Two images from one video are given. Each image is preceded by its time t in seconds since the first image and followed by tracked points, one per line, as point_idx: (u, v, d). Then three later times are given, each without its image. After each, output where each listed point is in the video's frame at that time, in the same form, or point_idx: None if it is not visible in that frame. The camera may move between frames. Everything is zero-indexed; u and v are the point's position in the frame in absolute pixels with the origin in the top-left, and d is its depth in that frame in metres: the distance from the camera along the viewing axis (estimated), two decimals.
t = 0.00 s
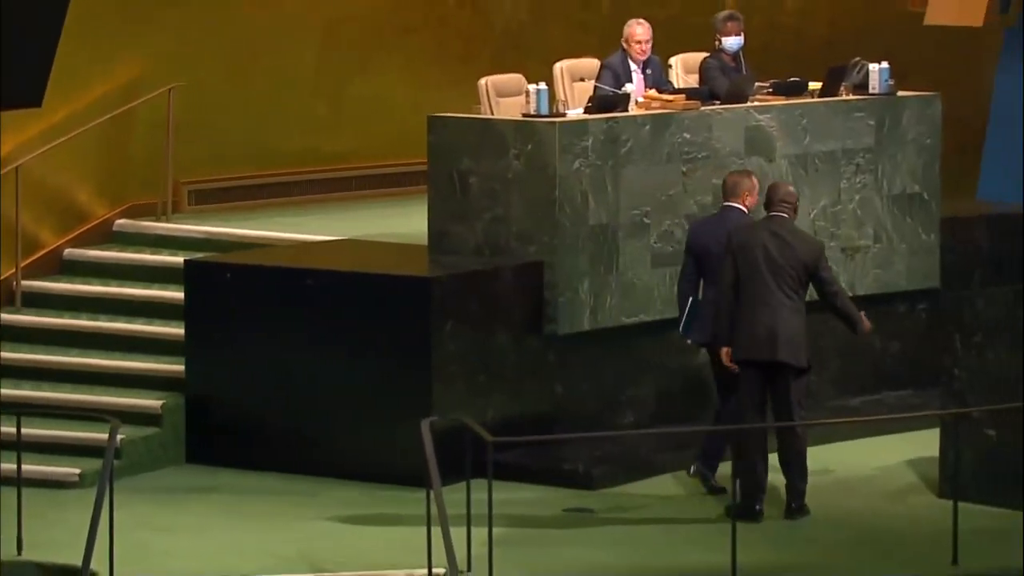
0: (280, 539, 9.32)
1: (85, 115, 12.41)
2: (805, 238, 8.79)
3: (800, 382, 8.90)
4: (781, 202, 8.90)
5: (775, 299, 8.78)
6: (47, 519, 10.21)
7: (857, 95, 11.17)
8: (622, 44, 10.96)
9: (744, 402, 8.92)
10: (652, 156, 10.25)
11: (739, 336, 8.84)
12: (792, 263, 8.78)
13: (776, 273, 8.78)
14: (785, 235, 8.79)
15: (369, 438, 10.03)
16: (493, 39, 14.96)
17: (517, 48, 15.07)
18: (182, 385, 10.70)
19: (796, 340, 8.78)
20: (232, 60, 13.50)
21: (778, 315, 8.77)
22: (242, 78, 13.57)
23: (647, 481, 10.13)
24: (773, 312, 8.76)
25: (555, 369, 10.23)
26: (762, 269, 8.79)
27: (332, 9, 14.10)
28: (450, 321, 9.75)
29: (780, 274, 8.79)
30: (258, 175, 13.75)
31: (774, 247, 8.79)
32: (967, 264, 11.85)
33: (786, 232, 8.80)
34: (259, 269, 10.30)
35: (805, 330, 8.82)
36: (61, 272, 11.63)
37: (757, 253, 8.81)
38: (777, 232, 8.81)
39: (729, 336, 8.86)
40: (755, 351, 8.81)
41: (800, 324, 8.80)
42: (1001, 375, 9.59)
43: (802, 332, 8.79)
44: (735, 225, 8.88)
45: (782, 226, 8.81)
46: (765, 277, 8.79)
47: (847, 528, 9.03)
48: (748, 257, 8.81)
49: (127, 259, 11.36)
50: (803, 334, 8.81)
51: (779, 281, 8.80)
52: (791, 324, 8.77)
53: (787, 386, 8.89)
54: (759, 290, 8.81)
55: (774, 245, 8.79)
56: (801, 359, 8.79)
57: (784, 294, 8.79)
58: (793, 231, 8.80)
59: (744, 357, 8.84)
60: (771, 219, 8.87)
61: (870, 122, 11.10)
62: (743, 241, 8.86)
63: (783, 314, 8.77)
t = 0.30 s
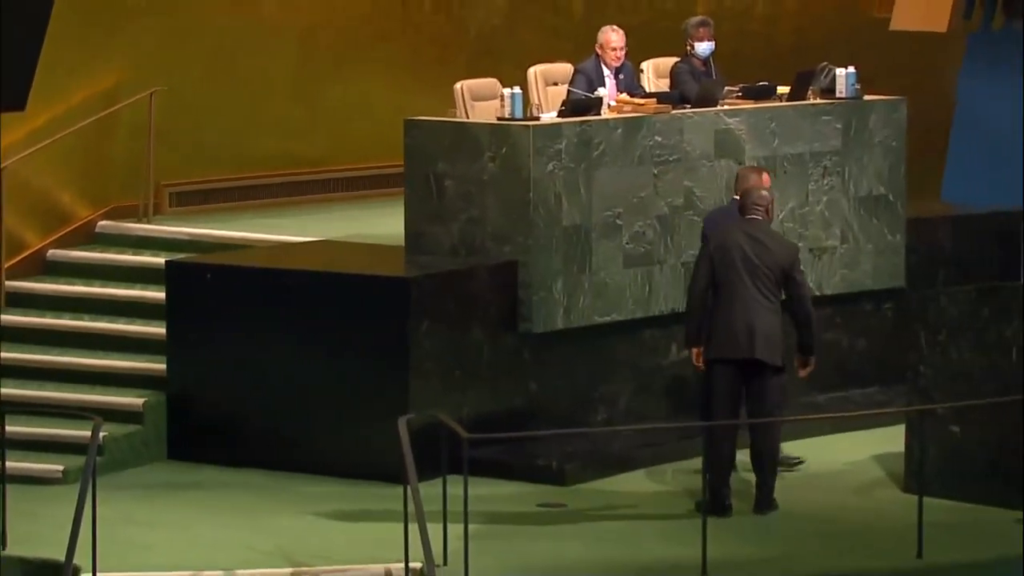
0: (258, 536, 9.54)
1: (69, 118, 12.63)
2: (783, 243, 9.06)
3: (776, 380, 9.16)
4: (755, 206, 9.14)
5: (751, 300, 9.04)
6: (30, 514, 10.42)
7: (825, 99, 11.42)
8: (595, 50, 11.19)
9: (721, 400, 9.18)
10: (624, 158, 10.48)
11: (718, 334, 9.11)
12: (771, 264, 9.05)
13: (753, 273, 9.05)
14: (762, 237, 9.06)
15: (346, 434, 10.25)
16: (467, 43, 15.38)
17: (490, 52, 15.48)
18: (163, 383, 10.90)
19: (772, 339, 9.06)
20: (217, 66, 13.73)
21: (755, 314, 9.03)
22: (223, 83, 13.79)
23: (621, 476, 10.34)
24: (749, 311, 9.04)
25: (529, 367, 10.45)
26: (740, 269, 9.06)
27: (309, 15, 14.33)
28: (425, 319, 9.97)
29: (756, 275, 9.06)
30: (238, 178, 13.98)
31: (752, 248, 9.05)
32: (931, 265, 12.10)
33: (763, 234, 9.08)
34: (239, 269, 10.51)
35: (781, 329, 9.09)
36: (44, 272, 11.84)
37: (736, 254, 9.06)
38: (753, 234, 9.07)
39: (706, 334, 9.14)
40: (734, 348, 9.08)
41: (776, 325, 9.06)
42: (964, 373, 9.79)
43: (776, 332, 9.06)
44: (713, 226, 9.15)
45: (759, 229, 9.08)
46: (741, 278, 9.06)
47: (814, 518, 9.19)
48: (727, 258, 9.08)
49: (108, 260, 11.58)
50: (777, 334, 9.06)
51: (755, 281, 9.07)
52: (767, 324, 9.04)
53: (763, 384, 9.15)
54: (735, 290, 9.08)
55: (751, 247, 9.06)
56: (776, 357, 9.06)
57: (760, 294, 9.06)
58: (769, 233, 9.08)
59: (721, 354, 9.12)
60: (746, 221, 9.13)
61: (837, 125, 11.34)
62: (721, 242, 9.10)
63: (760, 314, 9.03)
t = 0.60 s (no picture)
0: (245, 532, 9.75)
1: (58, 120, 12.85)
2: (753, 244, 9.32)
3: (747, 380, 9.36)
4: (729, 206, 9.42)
5: (722, 301, 9.28)
6: (22, 509, 10.62)
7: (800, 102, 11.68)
8: (577, 55, 11.41)
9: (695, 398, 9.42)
10: (604, 161, 10.71)
11: (688, 335, 9.34)
12: (742, 265, 9.31)
13: (724, 275, 9.30)
14: (735, 240, 9.30)
15: (332, 432, 10.47)
16: (450, 47, 15.74)
17: (472, 57, 15.81)
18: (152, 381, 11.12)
19: (741, 341, 9.29)
20: (205, 70, 13.96)
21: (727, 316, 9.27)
22: (211, 86, 14.03)
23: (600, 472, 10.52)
24: (719, 311, 9.27)
25: (510, 365, 10.67)
26: (713, 271, 9.30)
27: (296, 19, 14.58)
28: (409, 319, 10.18)
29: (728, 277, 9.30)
30: (225, 180, 14.22)
31: (725, 250, 9.30)
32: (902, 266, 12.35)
33: (735, 236, 9.32)
34: (226, 270, 10.73)
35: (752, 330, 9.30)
36: (35, 273, 12.05)
37: (710, 255, 9.31)
38: (723, 235, 9.31)
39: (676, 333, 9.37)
40: (703, 349, 9.30)
41: (744, 327, 9.30)
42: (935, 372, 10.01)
43: (745, 334, 9.29)
44: (686, 229, 9.40)
45: (730, 231, 9.33)
46: (713, 280, 9.30)
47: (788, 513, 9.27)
48: (700, 260, 9.32)
49: (98, 260, 11.80)
50: (747, 336, 9.30)
51: (725, 281, 9.31)
52: (737, 325, 9.27)
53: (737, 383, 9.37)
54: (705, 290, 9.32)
55: (720, 247, 9.30)
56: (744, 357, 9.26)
57: (730, 295, 9.30)
58: (742, 235, 9.33)
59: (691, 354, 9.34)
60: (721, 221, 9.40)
61: (812, 128, 11.61)
62: (694, 242, 9.36)
63: (732, 315, 9.27)
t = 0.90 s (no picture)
0: (232, 527, 9.94)
1: (48, 123, 13.07)
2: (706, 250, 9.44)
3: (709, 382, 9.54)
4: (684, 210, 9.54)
5: (677, 307, 9.44)
6: (13, 506, 10.83)
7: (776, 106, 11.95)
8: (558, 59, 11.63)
9: (656, 399, 9.59)
10: (584, 163, 10.94)
11: (648, 339, 9.53)
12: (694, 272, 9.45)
13: (677, 283, 9.46)
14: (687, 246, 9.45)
15: (317, 429, 10.67)
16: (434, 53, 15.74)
17: (457, 61, 15.86)
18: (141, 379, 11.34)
19: (697, 346, 9.43)
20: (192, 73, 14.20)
21: (681, 323, 9.43)
22: (198, 90, 14.27)
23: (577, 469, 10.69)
24: (675, 314, 9.44)
25: (492, 364, 10.88)
26: (665, 279, 9.47)
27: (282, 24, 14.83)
28: (393, 319, 10.38)
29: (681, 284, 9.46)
30: (211, 183, 14.45)
31: (676, 256, 9.46)
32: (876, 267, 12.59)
33: (688, 243, 9.46)
34: (213, 270, 10.95)
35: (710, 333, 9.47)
36: (26, 274, 12.26)
37: (663, 262, 9.47)
38: (676, 240, 9.47)
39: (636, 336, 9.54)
40: (661, 354, 9.48)
41: (701, 332, 9.45)
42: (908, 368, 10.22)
43: (703, 340, 9.44)
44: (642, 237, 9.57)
45: (683, 237, 9.47)
46: (667, 286, 9.47)
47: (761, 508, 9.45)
48: (653, 266, 9.50)
49: (88, 261, 12.03)
50: (705, 341, 9.45)
51: (680, 285, 9.47)
52: (691, 332, 9.43)
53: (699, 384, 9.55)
54: (660, 294, 9.48)
55: (673, 253, 9.46)
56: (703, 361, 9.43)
57: (685, 301, 9.46)
58: (695, 242, 9.46)
59: (650, 358, 9.52)
60: (676, 226, 9.54)
61: (788, 131, 11.88)
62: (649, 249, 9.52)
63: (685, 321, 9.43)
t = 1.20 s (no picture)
0: (223, 522, 10.15)
1: (40, 126, 13.27)
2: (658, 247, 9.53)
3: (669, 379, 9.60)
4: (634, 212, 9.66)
5: (634, 307, 9.51)
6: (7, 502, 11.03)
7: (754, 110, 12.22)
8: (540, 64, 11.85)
9: (620, 401, 9.63)
10: (567, 165, 11.17)
11: (607, 341, 9.58)
12: (649, 271, 9.53)
13: (633, 283, 9.53)
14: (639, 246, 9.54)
15: (305, 426, 10.88)
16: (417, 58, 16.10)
17: (441, 65, 16.24)
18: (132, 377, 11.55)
19: (657, 344, 9.51)
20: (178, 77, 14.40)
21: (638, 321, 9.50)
22: (185, 93, 14.47)
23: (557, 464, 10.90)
24: (632, 314, 9.50)
25: (476, 361, 11.10)
26: (621, 279, 9.54)
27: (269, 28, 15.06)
28: (380, 318, 10.60)
29: (637, 284, 9.53)
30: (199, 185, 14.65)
31: (630, 255, 9.54)
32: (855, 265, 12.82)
33: (642, 243, 9.56)
34: (203, 271, 11.16)
35: (667, 332, 9.55)
36: (19, 273, 12.47)
37: (617, 263, 9.56)
38: (630, 241, 9.56)
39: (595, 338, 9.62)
40: (621, 354, 9.53)
41: (659, 330, 9.52)
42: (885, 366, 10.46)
43: (661, 337, 9.51)
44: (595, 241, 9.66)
45: (635, 238, 9.56)
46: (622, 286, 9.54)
47: (736, 504, 9.68)
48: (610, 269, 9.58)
49: (79, 263, 12.26)
50: (663, 339, 9.51)
51: (638, 286, 9.54)
52: (650, 330, 9.50)
53: (659, 384, 9.62)
54: (619, 295, 9.55)
55: (627, 253, 9.55)
56: (659, 360, 9.50)
57: (642, 301, 9.53)
58: (647, 241, 9.56)
59: (608, 358, 9.57)
60: (630, 227, 9.65)
61: (765, 134, 12.16)
62: (604, 253, 9.61)
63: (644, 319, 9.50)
